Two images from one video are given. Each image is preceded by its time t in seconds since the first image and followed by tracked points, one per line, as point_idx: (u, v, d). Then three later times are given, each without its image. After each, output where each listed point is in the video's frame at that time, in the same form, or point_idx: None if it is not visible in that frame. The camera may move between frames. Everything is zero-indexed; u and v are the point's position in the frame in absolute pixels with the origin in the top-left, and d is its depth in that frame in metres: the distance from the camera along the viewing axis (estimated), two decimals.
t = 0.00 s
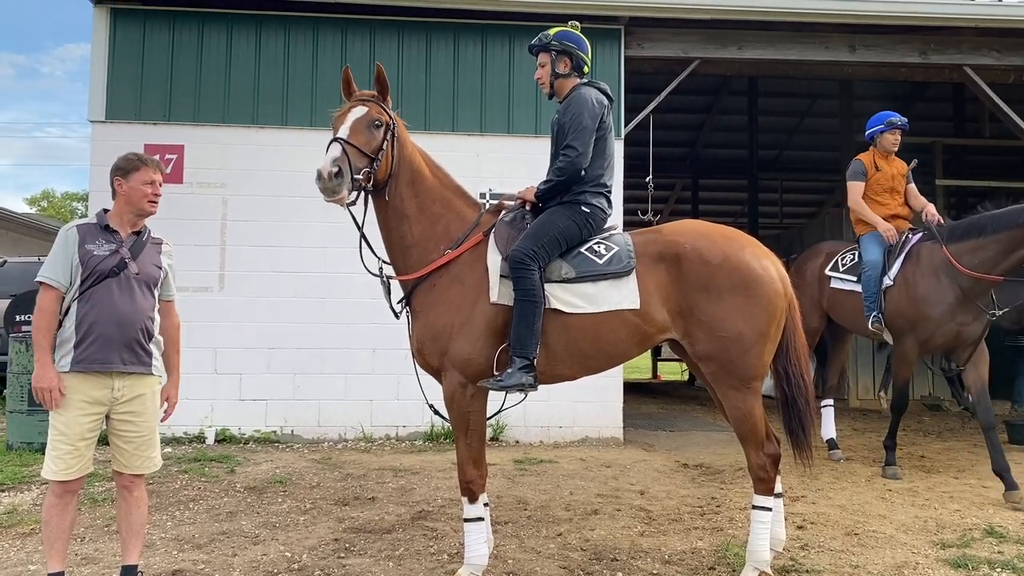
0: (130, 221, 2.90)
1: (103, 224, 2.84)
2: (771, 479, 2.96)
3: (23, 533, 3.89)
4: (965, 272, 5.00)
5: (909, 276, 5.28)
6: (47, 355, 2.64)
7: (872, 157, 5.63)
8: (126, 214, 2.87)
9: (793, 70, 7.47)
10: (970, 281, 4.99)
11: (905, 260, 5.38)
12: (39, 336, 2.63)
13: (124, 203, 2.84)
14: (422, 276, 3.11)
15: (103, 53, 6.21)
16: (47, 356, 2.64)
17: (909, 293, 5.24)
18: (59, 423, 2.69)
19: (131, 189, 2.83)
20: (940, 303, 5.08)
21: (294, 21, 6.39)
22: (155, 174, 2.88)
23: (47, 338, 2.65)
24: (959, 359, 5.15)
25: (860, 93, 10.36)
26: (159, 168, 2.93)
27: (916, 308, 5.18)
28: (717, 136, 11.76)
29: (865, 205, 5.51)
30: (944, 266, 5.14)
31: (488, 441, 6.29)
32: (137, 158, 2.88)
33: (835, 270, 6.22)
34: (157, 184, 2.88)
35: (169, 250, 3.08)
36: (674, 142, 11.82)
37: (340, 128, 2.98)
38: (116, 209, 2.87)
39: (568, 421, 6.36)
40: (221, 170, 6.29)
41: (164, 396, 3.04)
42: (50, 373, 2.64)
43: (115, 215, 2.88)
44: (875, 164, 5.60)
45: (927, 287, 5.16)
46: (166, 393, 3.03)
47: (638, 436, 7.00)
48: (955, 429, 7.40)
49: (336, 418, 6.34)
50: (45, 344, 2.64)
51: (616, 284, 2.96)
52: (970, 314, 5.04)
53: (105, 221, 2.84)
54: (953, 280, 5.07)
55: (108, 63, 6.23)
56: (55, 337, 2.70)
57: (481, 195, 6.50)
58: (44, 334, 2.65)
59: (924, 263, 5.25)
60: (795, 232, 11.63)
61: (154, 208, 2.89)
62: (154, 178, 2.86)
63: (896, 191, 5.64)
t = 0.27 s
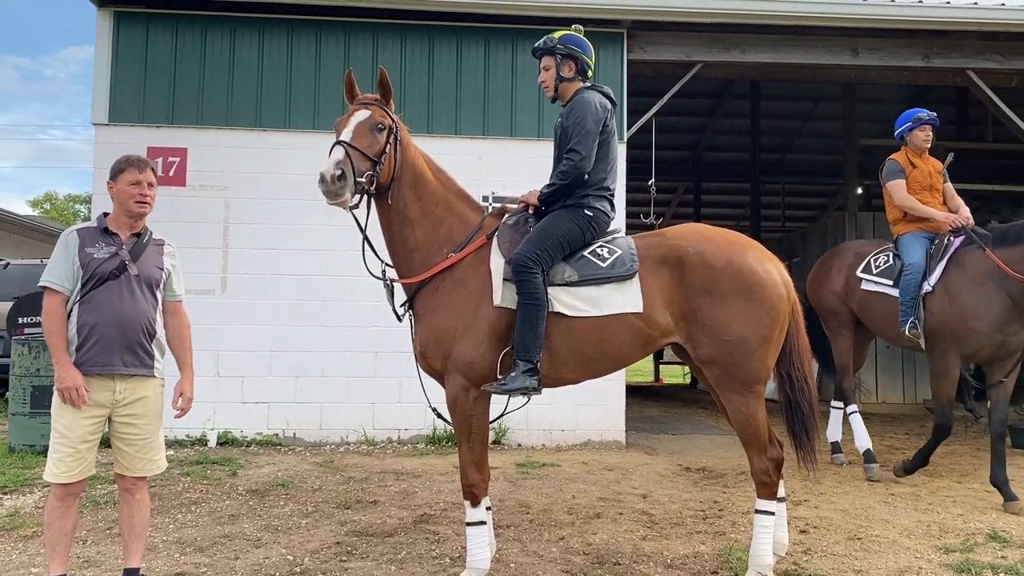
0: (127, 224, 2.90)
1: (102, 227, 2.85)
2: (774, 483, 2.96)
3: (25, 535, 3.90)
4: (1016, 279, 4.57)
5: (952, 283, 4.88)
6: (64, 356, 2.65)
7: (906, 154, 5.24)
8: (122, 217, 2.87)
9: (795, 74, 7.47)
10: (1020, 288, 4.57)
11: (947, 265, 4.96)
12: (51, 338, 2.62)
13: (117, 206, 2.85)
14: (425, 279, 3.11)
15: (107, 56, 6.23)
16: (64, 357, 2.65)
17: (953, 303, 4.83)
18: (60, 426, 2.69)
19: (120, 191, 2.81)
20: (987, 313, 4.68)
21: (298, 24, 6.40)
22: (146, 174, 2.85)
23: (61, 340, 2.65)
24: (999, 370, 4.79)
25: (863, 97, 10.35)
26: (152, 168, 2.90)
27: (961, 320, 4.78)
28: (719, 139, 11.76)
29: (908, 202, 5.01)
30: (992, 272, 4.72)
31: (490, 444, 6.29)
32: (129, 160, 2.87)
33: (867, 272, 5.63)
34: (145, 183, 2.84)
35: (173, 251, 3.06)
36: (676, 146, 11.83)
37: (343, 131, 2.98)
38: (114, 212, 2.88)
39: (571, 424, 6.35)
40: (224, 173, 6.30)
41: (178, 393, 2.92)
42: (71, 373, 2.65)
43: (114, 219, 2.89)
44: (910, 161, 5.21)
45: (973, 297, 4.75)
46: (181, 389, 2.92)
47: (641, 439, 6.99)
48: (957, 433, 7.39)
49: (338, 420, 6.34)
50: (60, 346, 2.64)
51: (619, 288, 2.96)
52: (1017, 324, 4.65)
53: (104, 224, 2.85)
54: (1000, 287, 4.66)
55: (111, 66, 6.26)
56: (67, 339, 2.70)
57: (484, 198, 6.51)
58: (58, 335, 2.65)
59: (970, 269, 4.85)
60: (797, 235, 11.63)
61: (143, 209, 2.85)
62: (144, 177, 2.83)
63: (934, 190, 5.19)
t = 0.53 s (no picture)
0: (128, 226, 2.90)
1: (104, 231, 2.87)
2: (777, 487, 2.95)
3: (27, 538, 3.90)
4: None
5: (1006, 285, 4.54)
6: (67, 360, 2.67)
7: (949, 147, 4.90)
8: (120, 218, 2.88)
9: (797, 77, 7.47)
10: None
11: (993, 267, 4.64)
12: (54, 342, 2.65)
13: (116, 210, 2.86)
14: (428, 282, 3.11)
15: (110, 59, 6.25)
16: (67, 360, 2.67)
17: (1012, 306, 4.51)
18: (63, 428, 2.70)
19: (115, 192, 2.83)
20: None
21: (300, 27, 6.42)
22: (137, 174, 2.84)
23: (64, 343, 2.67)
24: None
25: (865, 100, 10.35)
26: (146, 168, 2.90)
27: None
28: (721, 142, 11.76)
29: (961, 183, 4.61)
30: None
31: (492, 447, 6.29)
32: (125, 162, 2.88)
33: (896, 279, 5.37)
34: (135, 182, 2.84)
35: (177, 252, 3.04)
36: (678, 148, 11.83)
37: (346, 134, 2.99)
38: (115, 216, 2.90)
39: (573, 427, 6.35)
40: (227, 175, 6.32)
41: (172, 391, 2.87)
42: (73, 376, 2.67)
43: (115, 223, 2.91)
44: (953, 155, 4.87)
45: None
46: (175, 388, 2.86)
47: (643, 443, 6.98)
48: (960, 436, 7.37)
49: (339, 423, 6.34)
50: (63, 349, 2.66)
51: (622, 291, 2.96)
52: None
53: (105, 227, 2.86)
54: None
55: (115, 68, 6.27)
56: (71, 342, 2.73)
57: (486, 201, 6.52)
58: (61, 338, 2.67)
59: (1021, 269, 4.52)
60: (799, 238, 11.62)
61: (134, 208, 2.83)
62: (134, 177, 2.83)
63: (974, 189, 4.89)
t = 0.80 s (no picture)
0: (131, 227, 2.91)
1: (108, 232, 2.88)
2: (779, 489, 2.95)
3: (28, 539, 3.90)
4: None
5: None
6: (65, 363, 2.69)
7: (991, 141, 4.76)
8: (123, 219, 2.88)
9: (799, 79, 7.48)
10: None
11: None
12: (53, 345, 2.68)
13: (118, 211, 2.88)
14: (430, 284, 3.11)
15: (112, 61, 6.26)
16: (65, 363, 2.69)
17: None
18: (65, 429, 2.71)
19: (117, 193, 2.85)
20: None
21: (303, 28, 6.43)
22: (135, 174, 2.84)
23: (63, 346, 2.69)
24: None
25: (867, 102, 10.34)
26: (147, 168, 2.90)
27: None
28: (723, 144, 11.76)
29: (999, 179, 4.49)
30: None
31: (494, 449, 6.28)
32: (128, 163, 2.89)
33: (929, 278, 5.16)
34: (134, 184, 2.83)
35: (182, 253, 3.03)
36: (679, 151, 11.84)
37: (348, 135, 3.00)
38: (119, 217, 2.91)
39: (574, 429, 6.35)
40: (229, 177, 6.33)
41: (169, 401, 2.86)
42: (69, 380, 2.68)
43: (119, 224, 2.92)
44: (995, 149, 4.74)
45: None
46: (171, 398, 2.85)
47: (644, 445, 6.98)
48: (963, 439, 7.36)
49: (341, 425, 6.34)
50: (61, 352, 2.68)
51: (624, 293, 2.96)
52: None
53: (109, 228, 2.87)
54: None
55: (117, 70, 6.29)
56: (72, 345, 2.75)
57: (488, 203, 6.52)
58: (61, 341, 2.69)
59: None
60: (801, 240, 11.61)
61: (133, 207, 2.84)
62: (133, 177, 2.83)
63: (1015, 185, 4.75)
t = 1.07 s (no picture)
0: (135, 229, 2.92)
1: (112, 234, 2.89)
2: (780, 492, 2.94)
3: (29, 541, 3.90)
4: None
5: None
6: (69, 364, 2.70)
7: None
8: (126, 222, 2.89)
9: (801, 82, 7.48)
10: None
11: None
12: (57, 347, 2.69)
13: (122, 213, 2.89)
14: (432, 286, 3.11)
15: (114, 63, 6.28)
16: (68, 365, 2.70)
17: None
18: (67, 431, 2.71)
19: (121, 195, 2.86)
20: None
21: (305, 31, 6.45)
22: (137, 177, 2.85)
23: (67, 348, 2.71)
24: None
25: (868, 105, 10.35)
26: (152, 171, 2.90)
27: None
28: (724, 147, 11.76)
29: None
30: None
31: (495, 451, 6.28)
32: (133, 166, 2.90)
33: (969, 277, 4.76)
34: (138, 187, 2.84)
35: (186, 256, 3.02)
36: (681, 153, 11.84)
37: (350, 138, 3.00)
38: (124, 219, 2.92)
39: (575, 432, 6.34)
40: (230, 179, 6.34)
41: (180, 404, 2.93)
42: (72, 381, 2.69)
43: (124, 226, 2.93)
44: None
45: None
46: (182, 400, 2.91)
47: (645, 447, 6.97)
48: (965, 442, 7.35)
49: (342, 427, 6.34)
50: (65, 353, 2.69)
51: (626, 295, 2.96)
52: None
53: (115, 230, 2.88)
54: None
55: (119, 73, 6.31)
56: (76, 346, 2.76)
57: (489, 205, 6.52)
58: (65, 343, 2.70)
59: None
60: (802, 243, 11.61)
61: (135, 210, 2.84)
62: (136, 180, 2.84)
63: None
